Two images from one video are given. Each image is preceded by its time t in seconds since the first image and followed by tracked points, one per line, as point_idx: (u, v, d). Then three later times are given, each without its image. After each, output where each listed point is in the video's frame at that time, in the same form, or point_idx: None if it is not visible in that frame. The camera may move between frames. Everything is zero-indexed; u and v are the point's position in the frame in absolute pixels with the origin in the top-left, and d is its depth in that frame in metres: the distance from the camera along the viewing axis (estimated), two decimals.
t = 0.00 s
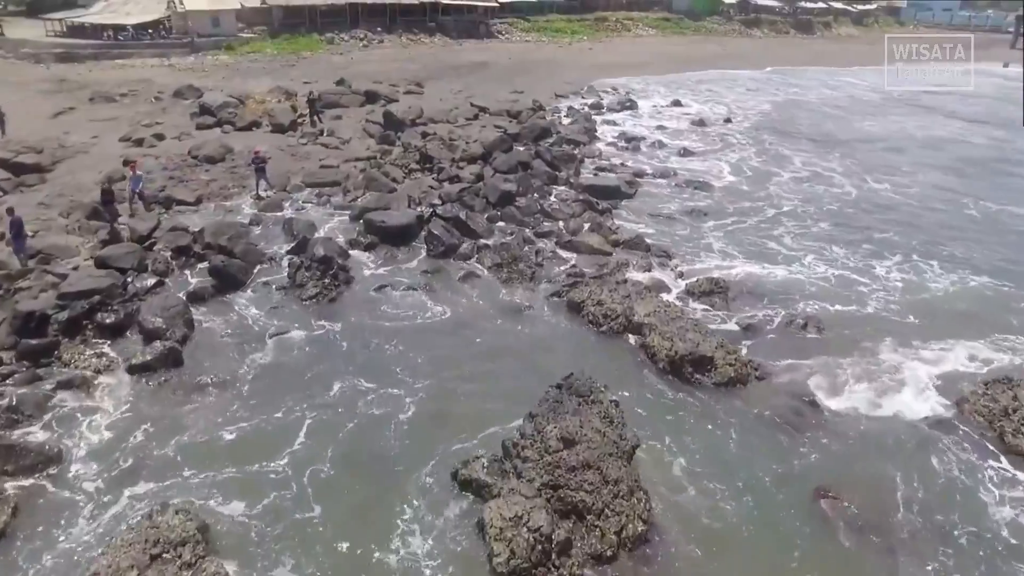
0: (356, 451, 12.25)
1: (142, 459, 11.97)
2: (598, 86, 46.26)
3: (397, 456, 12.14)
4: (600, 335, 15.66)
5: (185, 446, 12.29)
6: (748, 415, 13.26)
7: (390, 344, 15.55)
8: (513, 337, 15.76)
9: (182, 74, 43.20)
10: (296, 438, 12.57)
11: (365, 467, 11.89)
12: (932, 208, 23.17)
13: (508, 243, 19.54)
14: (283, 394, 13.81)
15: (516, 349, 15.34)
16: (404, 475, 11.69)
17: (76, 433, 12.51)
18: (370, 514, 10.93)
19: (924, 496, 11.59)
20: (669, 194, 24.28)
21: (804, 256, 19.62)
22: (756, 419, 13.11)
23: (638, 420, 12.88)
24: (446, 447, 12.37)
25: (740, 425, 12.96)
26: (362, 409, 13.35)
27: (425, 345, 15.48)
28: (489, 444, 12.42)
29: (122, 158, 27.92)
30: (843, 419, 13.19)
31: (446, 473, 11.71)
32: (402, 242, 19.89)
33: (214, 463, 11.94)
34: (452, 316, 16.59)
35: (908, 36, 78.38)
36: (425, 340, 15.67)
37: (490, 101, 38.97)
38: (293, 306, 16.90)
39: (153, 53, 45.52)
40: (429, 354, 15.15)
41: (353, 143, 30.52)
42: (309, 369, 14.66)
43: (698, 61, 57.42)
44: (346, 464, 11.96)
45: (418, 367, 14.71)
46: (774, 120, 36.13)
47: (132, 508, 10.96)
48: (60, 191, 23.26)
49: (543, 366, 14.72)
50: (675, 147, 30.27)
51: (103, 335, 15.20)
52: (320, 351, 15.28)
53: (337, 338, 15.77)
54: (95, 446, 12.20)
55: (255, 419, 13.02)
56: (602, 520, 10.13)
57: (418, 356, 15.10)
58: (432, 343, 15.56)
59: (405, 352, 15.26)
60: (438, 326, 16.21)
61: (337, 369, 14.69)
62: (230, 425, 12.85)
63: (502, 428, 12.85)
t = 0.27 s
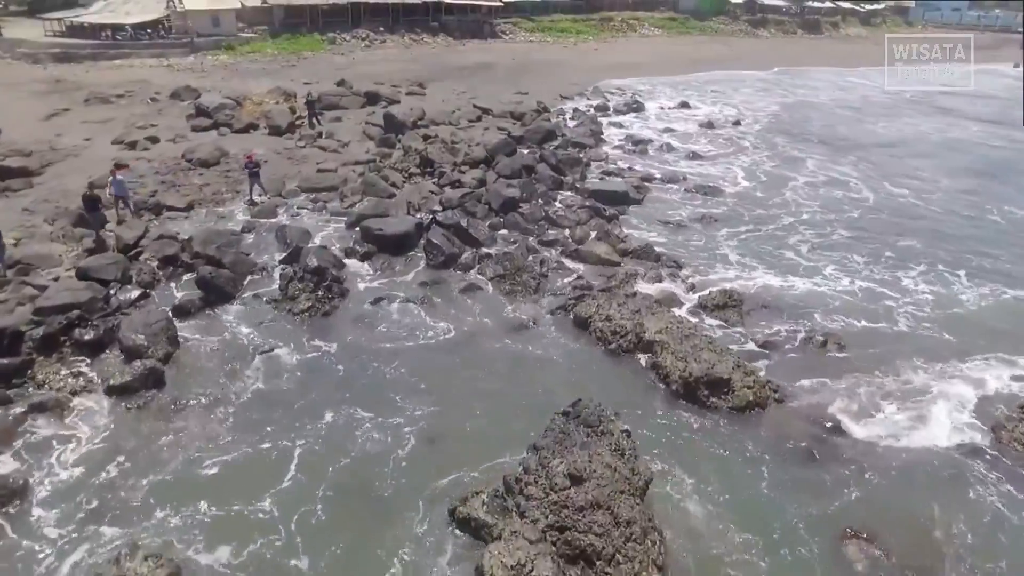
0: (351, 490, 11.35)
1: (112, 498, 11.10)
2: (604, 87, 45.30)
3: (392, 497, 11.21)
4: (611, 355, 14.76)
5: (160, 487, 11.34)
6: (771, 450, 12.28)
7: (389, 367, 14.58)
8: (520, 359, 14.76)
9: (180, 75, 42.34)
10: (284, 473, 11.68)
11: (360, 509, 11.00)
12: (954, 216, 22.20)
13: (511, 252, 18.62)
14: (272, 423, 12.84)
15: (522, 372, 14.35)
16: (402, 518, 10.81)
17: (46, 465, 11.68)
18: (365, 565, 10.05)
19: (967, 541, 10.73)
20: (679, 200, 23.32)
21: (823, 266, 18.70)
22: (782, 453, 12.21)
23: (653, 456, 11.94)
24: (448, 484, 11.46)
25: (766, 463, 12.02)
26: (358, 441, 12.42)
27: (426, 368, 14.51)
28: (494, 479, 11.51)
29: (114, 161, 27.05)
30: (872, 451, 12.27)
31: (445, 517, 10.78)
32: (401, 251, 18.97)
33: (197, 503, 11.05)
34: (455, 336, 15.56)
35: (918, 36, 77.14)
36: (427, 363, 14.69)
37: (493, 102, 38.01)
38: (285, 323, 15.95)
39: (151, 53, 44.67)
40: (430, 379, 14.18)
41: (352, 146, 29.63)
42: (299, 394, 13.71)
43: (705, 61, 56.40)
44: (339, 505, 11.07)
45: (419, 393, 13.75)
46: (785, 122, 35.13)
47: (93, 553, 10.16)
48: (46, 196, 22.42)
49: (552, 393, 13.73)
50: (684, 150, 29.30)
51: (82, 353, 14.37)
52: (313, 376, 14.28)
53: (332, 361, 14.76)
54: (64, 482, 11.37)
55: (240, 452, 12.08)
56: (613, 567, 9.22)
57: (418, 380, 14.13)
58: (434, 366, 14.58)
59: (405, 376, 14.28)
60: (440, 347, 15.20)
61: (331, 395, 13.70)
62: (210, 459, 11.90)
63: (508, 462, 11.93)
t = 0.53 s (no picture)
0: (345, 537, 10.52)
1: (73, 547, 10.24)
2: (608, 88, 44.43)
3: (387, 546, 10.36)
4: (619, 376, 13.90)
5: (126, 533, 10.49)
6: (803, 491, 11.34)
7: (389, 391, 13.67)
8: (529, 383, 13.81)
9: (177, 74, 41.51)
10: (270, 514, 10.83)
11: (355, 559, 10.18)
12: (975, 224, 21.35)
13: (514, 263, 17.80)
14: (258, 456, 11.97)
15: (532, 398, 13.40)
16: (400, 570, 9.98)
17: (10, 501, 10.90)
18: None
19: None
20: (689, 205, 22.46)
21: (844, 278, 17.90)
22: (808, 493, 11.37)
23: (671, 496, 11.04)
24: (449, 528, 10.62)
25: (793, 506, 11.11)
26: (354, 478, 11.54)
27: (428, 393, 13.59)
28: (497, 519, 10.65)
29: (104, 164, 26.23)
30: (899, 487, 11.57)
31: (441, 569, 9.94)
32: (398, 261, 18.16)
33: (170, 550, 10.26)
34: (459, 358, 14.58)
35: (925, 36, 76.04)
36: (429, 387, 13.77)
37: (495, 104, 37.14)
38: (277, 342, 15.06)
39: (148, 53, 43.85)
40: (433, 406, 13.26)
41: (350, 148, 28.80)
42: (290, 422, 12.82)
43: (711, 62, 55.48)
44: (331, 554, 10.25)
45: (420, 422, 12.85)
46: (795, 124, 34.24)
47: None
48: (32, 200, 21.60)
49: (565, 422, 12.79)
50: (691, 153, 28.41)
51: (59, 372, 13.57)
52: (305, 402, 13.34)
53: (326, 386, 13.82)
54: (25, 526, 10.56)
55: (221, 489, 11.24)
56: None
57: (420, 407, 13.23)
58: (437, 391, 13.65)
59: (406, 402, 13.37)
60: (443, 369, 14.25)
61: (326, 424, 12.80)
62: (183, 499, 11.06)
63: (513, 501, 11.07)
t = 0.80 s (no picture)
0: None
1: None
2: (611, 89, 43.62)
3: None
4: (627, 397, 13.11)
5: None
6: (826, 534, 10.50)
7: (388, 419, 12.82)
8: (539, 410, 12.91)
9: (174, 74, 40.72)
10: (253, 561, 10.03)
11: None
12: (994, 233, 20.55)
13: (515, 272, 17.03)
14: (244, 492, 11.18)
15: (542, 428, 12.51)
16: None
17: None
18: None
19: None
20: (697, 212, 21.66)
21: (864, 289, 17.19)
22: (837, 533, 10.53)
23: (690, 540, 10.19)
24: None
25: (825, 549, 10.26)
26: (348, 518, 10.72)
27: (431, 422, 12.72)
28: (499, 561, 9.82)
29: (94, 166, 25.46)
30: (927, 518, 10.84)
31: None
32: (394, 270, 17.40)
33: None
34: (463, 383, 13.68)
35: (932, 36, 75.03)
36: (431, 415, 12.91)
37: (496, 105, 36.35)
38: (269, 364, 14.19)
39: (145, 53, 43.11)
40: (435, 436, 12.40)
41: (347, 151, 28.03)
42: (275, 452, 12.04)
43: (715, 62, 54.67)
44: None
45: (421, 453, 12.00)
46: (804, 125, 33.42)
47: None
48: (16, 204, 20.81)
49: (576, 455, 11.90)
50: (698, 156, 27.61)
51: (33, 392, 12.83)
52: (296, 434, 12.47)
53: (319, 415, 12.94)
54: None
55: (198, 530, 10.47)
56: None
57: (421, 437, 12.38)
58: (440, 419, 12.79)
59: (406, 431, 12.52)
60: (447, 395, 13.38)
61: (318, 457, 11.96)
62: (155, 544, 10.26)
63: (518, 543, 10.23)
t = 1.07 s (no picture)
0: None
1: None
2: (614, 90, 42.94)
3: None
4: (633, 419, 12.45)
5: None
6: None
7: (388, 448, 11.99)
8: (550, 441, 12.06)
9: (169, 75, 40.02)
10: None
11: None
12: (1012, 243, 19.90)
13: (516, 284, 16.37)
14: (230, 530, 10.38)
15: (553, 459, 11.65)
16: None
17: None
18: None
19: None
20: (703, 219, 20.99)
21: (881, 301, 16.59)
22: None
23: None
24: None
25: None
26: (341, 560, 9.91)
27: (434, 451, 11.87)
28: None
29: (84, 170, 24.78)
30: (957, 553, 10.17)
31: None
32: (389, 281, 16.72)
33: None
34: (465, 411, 12.80)
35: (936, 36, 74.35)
36: (434, 444, 12.06)
37: (496, 107, 35.68)
38: (263, 388, 13.34)
39: (141, 54, 42.44)
40: (438, 467, 11.55)
41: (344, 155, 27.36)
42: (260, 482, 11.27)
43: (719, 63, 53.97)
44: None
45: (422, 486, 11.18)
46: (810, 128, 32.73)
47: None
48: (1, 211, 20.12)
49: (589, 490, 11.05)
50: (703, 160, 26.92)
51: (8, 414, 12.15)
52: (286, 466, 11.60)
53: (310, 446, 12.05)
54: None
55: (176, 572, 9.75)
56: None
57: (423, 468, 11.54)
58: (443, 448, 11.94)
59: (407, 461, 11.69)
60: (450, 423, 12.52)
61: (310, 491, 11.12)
62: None
63: None
